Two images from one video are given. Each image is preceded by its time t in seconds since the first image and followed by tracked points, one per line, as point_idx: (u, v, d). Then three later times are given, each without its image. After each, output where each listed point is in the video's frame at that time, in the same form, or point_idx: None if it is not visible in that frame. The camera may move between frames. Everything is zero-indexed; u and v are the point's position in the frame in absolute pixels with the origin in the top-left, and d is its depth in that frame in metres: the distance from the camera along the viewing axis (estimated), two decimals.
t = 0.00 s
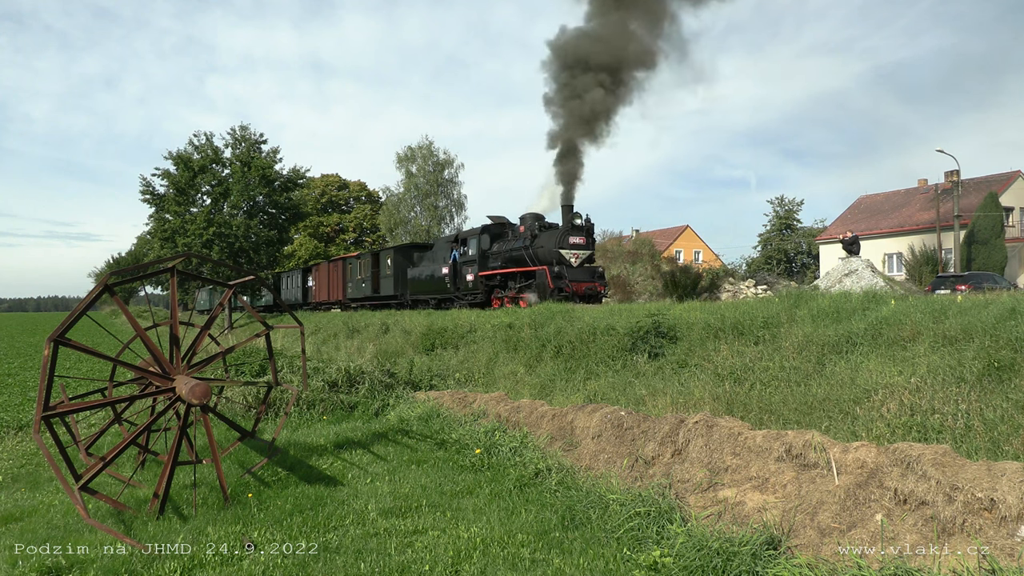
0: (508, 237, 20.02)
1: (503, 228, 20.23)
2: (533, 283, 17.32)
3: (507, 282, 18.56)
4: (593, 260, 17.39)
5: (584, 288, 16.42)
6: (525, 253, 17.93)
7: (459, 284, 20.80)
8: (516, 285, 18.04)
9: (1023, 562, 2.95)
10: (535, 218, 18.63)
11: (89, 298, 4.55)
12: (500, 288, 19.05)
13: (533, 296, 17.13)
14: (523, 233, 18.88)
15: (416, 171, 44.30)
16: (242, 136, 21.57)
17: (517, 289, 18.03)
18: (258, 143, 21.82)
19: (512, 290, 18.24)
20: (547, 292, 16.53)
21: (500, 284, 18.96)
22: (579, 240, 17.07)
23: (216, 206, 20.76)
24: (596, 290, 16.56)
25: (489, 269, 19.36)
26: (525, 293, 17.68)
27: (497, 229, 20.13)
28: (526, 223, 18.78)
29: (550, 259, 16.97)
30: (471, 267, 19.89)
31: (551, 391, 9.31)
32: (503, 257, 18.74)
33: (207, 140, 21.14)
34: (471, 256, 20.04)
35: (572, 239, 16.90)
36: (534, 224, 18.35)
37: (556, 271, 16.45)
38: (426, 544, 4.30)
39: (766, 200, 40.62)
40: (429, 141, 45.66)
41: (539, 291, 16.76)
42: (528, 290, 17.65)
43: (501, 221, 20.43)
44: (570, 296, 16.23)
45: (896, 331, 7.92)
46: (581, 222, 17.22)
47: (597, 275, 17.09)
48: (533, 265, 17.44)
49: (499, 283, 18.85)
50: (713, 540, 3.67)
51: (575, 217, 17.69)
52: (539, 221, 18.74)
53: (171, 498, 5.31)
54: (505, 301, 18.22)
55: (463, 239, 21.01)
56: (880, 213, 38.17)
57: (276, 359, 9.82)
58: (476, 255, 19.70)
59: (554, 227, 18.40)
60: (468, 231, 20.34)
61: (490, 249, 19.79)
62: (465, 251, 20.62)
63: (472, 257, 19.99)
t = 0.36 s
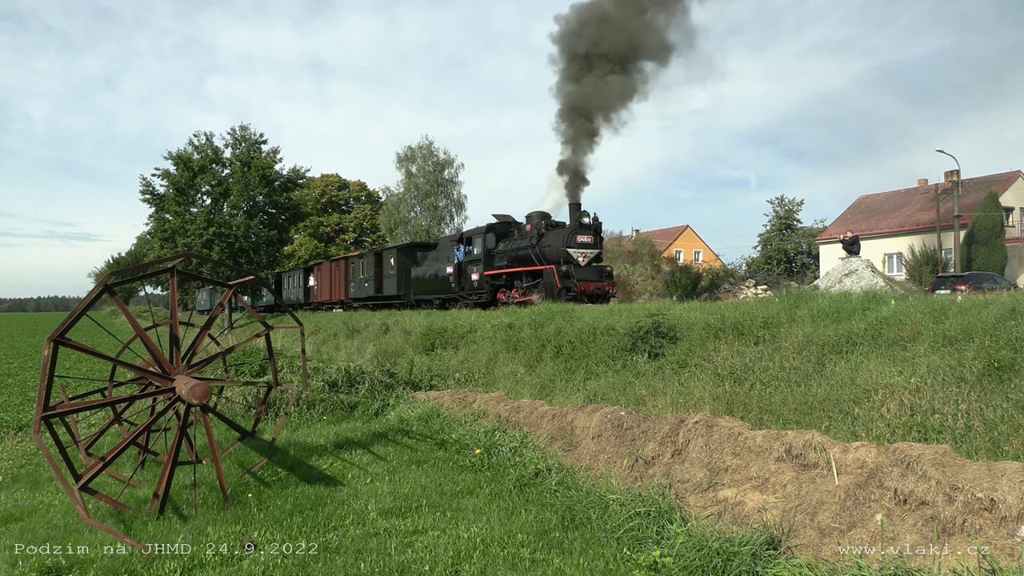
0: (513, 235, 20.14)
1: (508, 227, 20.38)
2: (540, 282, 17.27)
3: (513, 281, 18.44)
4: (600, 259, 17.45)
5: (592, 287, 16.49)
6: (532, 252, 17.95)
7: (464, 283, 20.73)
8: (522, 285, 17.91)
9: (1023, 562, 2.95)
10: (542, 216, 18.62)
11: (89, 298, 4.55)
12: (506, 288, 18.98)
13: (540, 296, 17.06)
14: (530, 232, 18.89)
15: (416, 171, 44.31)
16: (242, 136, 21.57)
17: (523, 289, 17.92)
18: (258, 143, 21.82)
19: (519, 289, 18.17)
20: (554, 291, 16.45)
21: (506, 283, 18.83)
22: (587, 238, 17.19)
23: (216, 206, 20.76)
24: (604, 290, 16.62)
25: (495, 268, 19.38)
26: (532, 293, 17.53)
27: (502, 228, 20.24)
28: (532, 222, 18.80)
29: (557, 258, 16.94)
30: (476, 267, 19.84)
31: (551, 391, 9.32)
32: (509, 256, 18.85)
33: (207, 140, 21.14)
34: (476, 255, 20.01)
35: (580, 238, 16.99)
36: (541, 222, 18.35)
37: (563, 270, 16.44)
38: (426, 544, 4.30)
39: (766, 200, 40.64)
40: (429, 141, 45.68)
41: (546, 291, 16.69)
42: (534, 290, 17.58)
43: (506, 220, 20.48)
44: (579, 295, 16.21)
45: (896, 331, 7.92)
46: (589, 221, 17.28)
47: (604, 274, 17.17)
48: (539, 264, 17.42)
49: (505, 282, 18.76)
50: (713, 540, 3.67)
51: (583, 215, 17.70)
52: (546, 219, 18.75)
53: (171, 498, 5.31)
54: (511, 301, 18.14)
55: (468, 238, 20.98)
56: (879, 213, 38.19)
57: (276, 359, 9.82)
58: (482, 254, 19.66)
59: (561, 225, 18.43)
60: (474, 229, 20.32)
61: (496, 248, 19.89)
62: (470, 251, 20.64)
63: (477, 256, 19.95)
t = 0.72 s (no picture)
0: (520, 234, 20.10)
1: (514, 225, 20.31)
2: (547, 282, 17.22)
3: (520, 280, 18.43)
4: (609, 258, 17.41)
5: (600, 287, 16.43)
6: (539, 251, 17.94)
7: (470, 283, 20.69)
8: (529, 284, 17.94)
9: (1022, 562, 2.95)
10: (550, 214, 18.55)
11: (89, 298, 4.55)
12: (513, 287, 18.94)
13: (547, 295, 17.00)
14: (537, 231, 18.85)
15: (416, 171, 44.31)
16: (242, 136, 21.56)
17: (530, 289, 17.91)
18: (258, 143, 21.82)
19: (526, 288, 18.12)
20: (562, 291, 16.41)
21: (513, 283, 18.82)
22: (595, 237, 17.11)
23: (216, 206, 20.76)
24: (613, 289, 16.50)
25: (501, 268, 19.37)
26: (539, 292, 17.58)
27: (509, 227, 20.20)
28: (540, 221, 18.80)
29: (565, 257, 16.95)
30: (483, 266, 19.81)
31: (551, 391, 9.31)
32: (516, 255, 18.85)
33: (207, 140, 21.14)
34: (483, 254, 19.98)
35: (588, 237, 16.94)
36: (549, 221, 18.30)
37: (571, 270, 16.40)
38: (426, 544, 4.30)
39: (766, 200, 40.62)
40: (429, 141, 45.72)
41: (553, 290, 16.64)
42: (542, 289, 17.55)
43: (512, 218, 20.44)
44: (587, 295, 16.17)
45: (896, 331, 7.92)
46: (597, 220, 17.24)
47: (613, 273, 17.14)
48: (547, 263, 17.41)
49: (511, 282, 18.71)
50: (713, 540, 3.67)
51: (591, 214, 17.69)
52: (553, 218, 18.71)
53: (171, 498, 5.31)
54: (518, 300, 18.07)
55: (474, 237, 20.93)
56: (879, 213, 38.19)
57: (276, 359, 9.82)
58: (488, 253, 19.63)
59: (568, 224, 18.40)
60: (480, 228, 20.28)
61: (502, 246, 19.84)
62: (476, 249, 20.58)
63: (483, 255, 19.93)
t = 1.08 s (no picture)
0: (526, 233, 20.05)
1: (520, 224, 20.27)
2: (555, 281, 17.20)
3: (527, 280, 18.39)
4: (618, 257, 17.38)
5: (609, 286, 16.37)
6: (547, 250, 17.92)
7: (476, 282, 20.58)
8: (537, 283, 17.93)
9: (1023, 562, 2.95)
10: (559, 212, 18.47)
11: (89, 298, 4.55)
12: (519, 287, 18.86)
13: (556, 295, 16.90)
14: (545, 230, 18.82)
15: (416, 171, 44.32)
16: (242, 136, 21.56)
17: (538, 288, 17.88)
18: (258, 143, 21.82)
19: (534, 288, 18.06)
20: (571, 291, 16.30)
21: (519, 282, 18.64)
22: (604, 236, 17.01)
23: (216, 206, 20.76)
24: (622, 289, 16.48)
25: (507, 267, 19.32)
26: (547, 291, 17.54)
27: (515, 225, 20.16)
28: (547, 219, 18.80)
29: (574, 256, 16.87)
30: (489, 265, 19.73)
31: (551, 391, 9.31)
32: (523, 253, 18.83)
33: (207, 140, 21.14)
34: (489, 253, 19.94)
35: (598, 236, 16.91)
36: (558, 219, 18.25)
37: (580, 269, 16.31)
38: (426, 544, 4.30)
39: (766, 200, 40.65)
40: (429, 141, 45.80)
41: (562, 290, 16.54)
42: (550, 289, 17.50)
43: (519, 217, 20.42)
44: (596, 295, 16.11)
45: (896, 331, 7.92)
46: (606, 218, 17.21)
47: (622, 272, 17.08)
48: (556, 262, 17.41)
49: (518, 281, 18.64)
50: (713, 540, 3.67)
51: (600, 211, 17.66)
52: (561, 216, 18.71)
53: (171, 498, 5.31)
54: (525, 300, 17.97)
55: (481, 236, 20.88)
56: (880, 213, 38.18)
57: (276, 359, 9.82)
58: (495, 252, 19.57)
59: (577, 222, 18.38)
60: (486, 226, 20.24)
61: (508, 245, 19.79)
62: (482, 248, 20.53)
63: (489, 254, 19.88)
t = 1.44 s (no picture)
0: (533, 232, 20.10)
1: (527, 222, 20.29)
2: (563, 280, 17.15)
3: (534, 279, 18.36)
4: (627, 256, 17.37)
5: (619, 286, 16.31)
6: (555, 249, 17.89)
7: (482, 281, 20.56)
8: (544, 283, 17.77)
9: (1023, 562, 2.95)
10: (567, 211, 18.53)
11: (89, 298, 4.56)
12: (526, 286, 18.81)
13: (565, 294, 16.84)
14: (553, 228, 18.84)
15: (416, 171, 44.34)
16: (242, 136, 21.55)
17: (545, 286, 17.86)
18: (258, 143, 21.81)
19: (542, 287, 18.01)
20: (580, 290, 16.20)
21: (526, 281, 18.65)
22: (614, 234, 17.17)
23: (216, 206, 20.75)
24: (632, 288, 16.38)
25: (514, 266, 19.30)
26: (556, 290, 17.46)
27: (522, 224, 20.19)
28: (555, 218, 18.86)
29: (583, 255, 16.87)
30: (496, 265, 19.75)
31: (551, 391, 9.32)
32: (530, 252, 18.82)
33: (206, 140, 21.14)
34: (495, 252, 19.89)
35: (607, 234, 16.92)
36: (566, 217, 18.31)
37: (590, 268, 16.15)
38: (426, 544, 4.30)
39: (766, 200, 40.65)
40: (429, 141, 45.82)
41: (571, 289, 16.43)
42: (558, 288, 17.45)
43: (526, 215, 20.42)
44: (606, 295, 15.92)
45: (896, 331, 7.92)
46: (615, 216, 17.33)
47: (632, 272, 17.02)
48: (564, 261, 17.39)
49: (525, 280, 18.58)
50: (713, 540, 3.67)
51: (609, 210, 17.69)
52: (569, 215, 18.79)
53: (171, 498, 5.31)
54: (532, 299, 17.86)
55: (487, 235, 20.82)
56: (879, 213, 38.18)
57: (276, 359, 9.83)
58: (502, 251, 19.50)
59: (585, 221, 18.38)
60: (492, 225, 20.18)
61: (515, 244, 19.74)
62: (488, 247, 20.51)
63: (496, 253, 19.86)
